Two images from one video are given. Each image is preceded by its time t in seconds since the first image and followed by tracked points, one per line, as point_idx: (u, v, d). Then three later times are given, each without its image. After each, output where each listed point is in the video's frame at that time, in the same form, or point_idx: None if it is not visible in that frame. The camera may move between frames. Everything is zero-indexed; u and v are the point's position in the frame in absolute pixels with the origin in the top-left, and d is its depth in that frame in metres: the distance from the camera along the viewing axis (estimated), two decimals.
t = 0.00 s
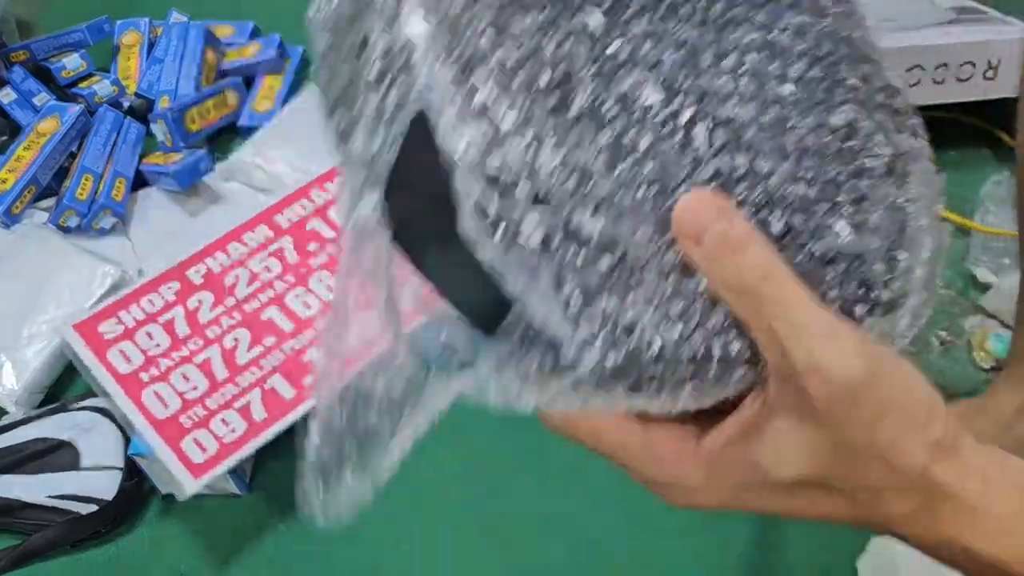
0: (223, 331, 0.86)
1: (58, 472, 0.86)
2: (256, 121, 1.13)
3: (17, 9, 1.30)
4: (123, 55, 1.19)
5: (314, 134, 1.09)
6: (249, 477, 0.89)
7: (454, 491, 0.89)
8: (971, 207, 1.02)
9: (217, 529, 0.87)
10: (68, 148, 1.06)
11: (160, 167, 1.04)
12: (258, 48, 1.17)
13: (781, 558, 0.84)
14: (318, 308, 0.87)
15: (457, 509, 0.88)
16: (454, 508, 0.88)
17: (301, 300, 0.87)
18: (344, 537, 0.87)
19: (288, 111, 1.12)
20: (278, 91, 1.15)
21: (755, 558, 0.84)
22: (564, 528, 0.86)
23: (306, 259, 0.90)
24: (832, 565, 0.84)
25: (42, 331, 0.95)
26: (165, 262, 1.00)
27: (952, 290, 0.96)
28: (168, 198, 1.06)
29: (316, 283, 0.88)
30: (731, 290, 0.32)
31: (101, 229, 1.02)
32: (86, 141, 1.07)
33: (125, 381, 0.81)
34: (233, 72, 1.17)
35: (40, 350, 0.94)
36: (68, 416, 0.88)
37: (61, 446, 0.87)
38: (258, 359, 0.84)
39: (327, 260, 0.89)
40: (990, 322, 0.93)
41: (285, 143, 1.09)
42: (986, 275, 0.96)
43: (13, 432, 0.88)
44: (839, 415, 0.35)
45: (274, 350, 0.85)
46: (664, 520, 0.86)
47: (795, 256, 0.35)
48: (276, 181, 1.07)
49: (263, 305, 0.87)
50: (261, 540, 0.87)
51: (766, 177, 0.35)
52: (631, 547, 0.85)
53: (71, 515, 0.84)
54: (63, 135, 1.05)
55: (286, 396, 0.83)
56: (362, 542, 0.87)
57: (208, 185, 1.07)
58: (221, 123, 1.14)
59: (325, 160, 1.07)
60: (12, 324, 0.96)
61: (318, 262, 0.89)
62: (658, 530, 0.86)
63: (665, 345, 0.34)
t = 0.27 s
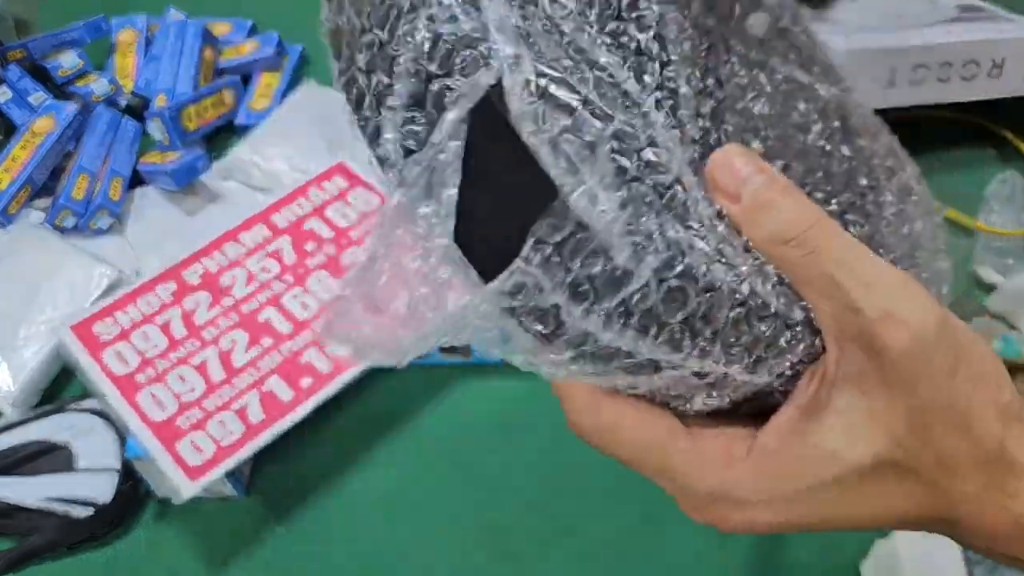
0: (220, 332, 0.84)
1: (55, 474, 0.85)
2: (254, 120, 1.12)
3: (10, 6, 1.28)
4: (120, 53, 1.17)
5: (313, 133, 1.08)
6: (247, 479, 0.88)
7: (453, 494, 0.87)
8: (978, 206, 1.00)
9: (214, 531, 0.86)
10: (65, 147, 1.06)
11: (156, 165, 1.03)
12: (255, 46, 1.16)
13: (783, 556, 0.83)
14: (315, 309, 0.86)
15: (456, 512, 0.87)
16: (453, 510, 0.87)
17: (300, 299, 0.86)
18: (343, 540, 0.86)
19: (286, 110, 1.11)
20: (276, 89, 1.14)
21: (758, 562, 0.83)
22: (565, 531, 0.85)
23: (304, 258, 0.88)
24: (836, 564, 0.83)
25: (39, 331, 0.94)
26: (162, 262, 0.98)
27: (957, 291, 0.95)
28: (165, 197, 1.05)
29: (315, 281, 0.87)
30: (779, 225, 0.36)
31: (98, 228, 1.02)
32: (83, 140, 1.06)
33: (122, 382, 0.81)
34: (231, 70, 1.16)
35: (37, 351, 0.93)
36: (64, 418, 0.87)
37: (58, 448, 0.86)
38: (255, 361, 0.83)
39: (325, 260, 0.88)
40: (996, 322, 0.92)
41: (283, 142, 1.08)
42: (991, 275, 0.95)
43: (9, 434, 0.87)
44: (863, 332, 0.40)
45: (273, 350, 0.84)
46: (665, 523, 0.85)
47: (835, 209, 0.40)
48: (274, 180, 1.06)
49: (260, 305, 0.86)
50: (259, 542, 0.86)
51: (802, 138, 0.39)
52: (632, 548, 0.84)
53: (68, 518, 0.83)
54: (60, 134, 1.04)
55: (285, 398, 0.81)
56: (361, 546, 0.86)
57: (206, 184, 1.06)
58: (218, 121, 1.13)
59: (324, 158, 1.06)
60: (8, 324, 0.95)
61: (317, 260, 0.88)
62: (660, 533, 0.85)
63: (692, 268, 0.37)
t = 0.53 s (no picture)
0: (220, 332, 0.84)
1: (55, 474, 0.85)
2: (254, 119, 1.12)
3: (9, 5, 1.28)
4: (120, 53, 1.17)
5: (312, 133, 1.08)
6: (247, 478, 0.88)
7: (452, 495, 0.87)
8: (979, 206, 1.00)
9: (214, 531, 0.86)
10: (65, 147, 1.06)
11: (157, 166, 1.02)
12: (255, 46, 1.16)
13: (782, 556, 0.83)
14: (316, 308, 0.85)
15: (456, 511, 0.87)
16: (453, 510, 0.87)
17: (300, 299, 0.86)
18: (343, 540, 0.86)
19: (286, 110, 1.11)
20: (276, 89, 1.14)
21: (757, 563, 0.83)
22: (565, 532, 0.85)
23: (304, 258, 0.88)
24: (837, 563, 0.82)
25: (39, 331, 0.94)
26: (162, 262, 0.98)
27: (958, 291, 0.94)
28: (164, 196, 1.05)
29: (315, 281, 0.87)
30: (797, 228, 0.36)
31: (98, 228, 1.02)
32: (83, 141, 1.06)
33: (122, 382, 0.81)
34: (230, 69, 1.16)
35: (37, 351, 0.93)
36: (63, 418, 0.86)
37: (57, 449, 0.85)
38: (255, 361, 0.83)
39: (325, 261, 0.88)
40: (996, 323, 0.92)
41: (283, 142, 1.08)
42: (991, 276, 0.94)
43: (9, 433, 0.87)
44: (889, 327, 0.39)
45: (274, 350, 0.84)
46: (665, 525, 0.85)
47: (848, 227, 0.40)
48: (274, 179, 1.06)
49: (261, 305, 0.86)
50: (259, 542, 0.86)
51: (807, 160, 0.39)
52: (633, 548, 0.84)
53: (68, 518, 0.83)
54: (59, 134, 1.04)
55: (285, 397, 0.81)
56: (361, 546, 0.86)
57: (205, 184, 1.06)
58: (218, 121, 1.13)
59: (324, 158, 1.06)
60: (8, 325, 0.95)
61: (317, 261, 0.88)
62: (660, 534, 0.85)
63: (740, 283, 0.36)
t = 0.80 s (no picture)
0: (219, 333, 0.84)
1: (54, 474, 0.84)
2: (254, 119, 1.12)
3: (9, 5, 1.27)
4: (119, 52, 1.17)
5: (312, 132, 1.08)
6: (247, 478, 0.88)
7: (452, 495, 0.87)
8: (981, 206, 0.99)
9: (214, 531, 0.86)
10: (64, 147, 1.06)
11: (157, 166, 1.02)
12: (254, 45, 1.16)
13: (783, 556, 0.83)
14: (316, 308, 0.85)
15: (456, 511, 0.87)
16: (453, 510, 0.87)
17: (300, 299, 0.86)
18: (343, 540, 0.86)
19: (285, 110, 1.11)
20: (276, 88, 1.14)
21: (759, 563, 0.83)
22: (565, 532, 0.85)
23: (304, 258, 0.88)
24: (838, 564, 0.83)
25: (39, 331, 0.94)
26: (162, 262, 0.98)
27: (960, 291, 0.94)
28: (164, 196, 1.05)
29: (315, 281, 0.87)
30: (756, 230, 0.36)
31: (98, 228, 1.02)
32: (82, 140, 1.06)
33: (122, 382, 0.81)
34: (230, 69, 1.16)
35: (37, 351, 0.93)
36: (62, 418, 0.86)
37: (56, 449, 0.85)
38: (255, 361, 0.83)
39: (325, 260, 0.87)
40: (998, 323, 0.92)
41: (283, 142, 1.08)
42: (992, 276, 0.94)
43: (8, 433, 0.87)
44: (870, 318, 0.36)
45: (273, 350, 0.83)
46: (665, 525, 0.85)
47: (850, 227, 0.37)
48: (274, 179, 1.06)
49: (260, 305, 0.86)
50: (259, 542, 0.86)
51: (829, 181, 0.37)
52: (634, 548, 0.84)
53: (68, 519, 0.83)
54: (59, 134, 1.04)
55: (285, 397, 0.81)
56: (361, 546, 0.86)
57: (205, 184, 1.06)
58: (217, 121, 1.12)
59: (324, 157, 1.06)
60: (8, 325, 0.95)
61: (317, 260, 0.87)
62: (660, 534, 0.84)
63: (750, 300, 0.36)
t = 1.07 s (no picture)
0: (219, 333, 0.84)
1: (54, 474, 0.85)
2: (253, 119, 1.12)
3: (9, 5, 1.27)
4: (119, 52, 1.17)
5: (312, 133, 1.08)
6: (247, 478, 0.88)
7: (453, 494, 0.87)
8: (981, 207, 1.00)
9: (214, 531, 0.86)
10: (65, 147, 1.06)
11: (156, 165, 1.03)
12: (254, 46, 1.16)
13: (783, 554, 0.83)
14: (315, 308, 0.85)
15: (457, 510, 0.87)
16: (454, 508, 0.87)
17: (300, 299, 0.86)
18: (343, 539, 0.86)
19: (286, 110, 1.11)
20: (276, 89, 1.14)
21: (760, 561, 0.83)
22: (566, 531, 0.85)
23: (304, 258, 0.88)
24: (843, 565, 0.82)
25: (39, 331, 0.94)
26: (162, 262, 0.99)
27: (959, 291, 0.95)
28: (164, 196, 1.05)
29: (315, 281, 0.87)
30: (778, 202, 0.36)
31: (97, 229, 1.02)
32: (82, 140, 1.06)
33: (122, 382, 0.80)
34: (230, 69, 1.16)
35: (37, 351, 0.92)
36: (63, 419, 0.87)
37: (57, 449, 0.86)
38: (255, 361, 0.83)
39: (325, 260, 0.88)
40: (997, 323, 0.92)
41: (284, 141, 1.08)
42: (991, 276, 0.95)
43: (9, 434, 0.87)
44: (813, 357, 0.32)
45: (273, 349, 0.83)
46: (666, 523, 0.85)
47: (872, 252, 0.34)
48: (274, 179, 1.06)
49: (260, 304, 0.86)
50: (259, 541, 0.86)
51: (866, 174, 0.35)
52: (634, 548, 0.84)
53: (69, 519, 0.83)
54: (60, 134, 1.04)
55: (285, 397, 0.81)
56: (361, 545, 0.86)
57: (205, 184, 1.06)
58: (217, 121, 1.12)
59: (324, 157, 1.06)
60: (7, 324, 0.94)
61: (318, 260, 0.88)
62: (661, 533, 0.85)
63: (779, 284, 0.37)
